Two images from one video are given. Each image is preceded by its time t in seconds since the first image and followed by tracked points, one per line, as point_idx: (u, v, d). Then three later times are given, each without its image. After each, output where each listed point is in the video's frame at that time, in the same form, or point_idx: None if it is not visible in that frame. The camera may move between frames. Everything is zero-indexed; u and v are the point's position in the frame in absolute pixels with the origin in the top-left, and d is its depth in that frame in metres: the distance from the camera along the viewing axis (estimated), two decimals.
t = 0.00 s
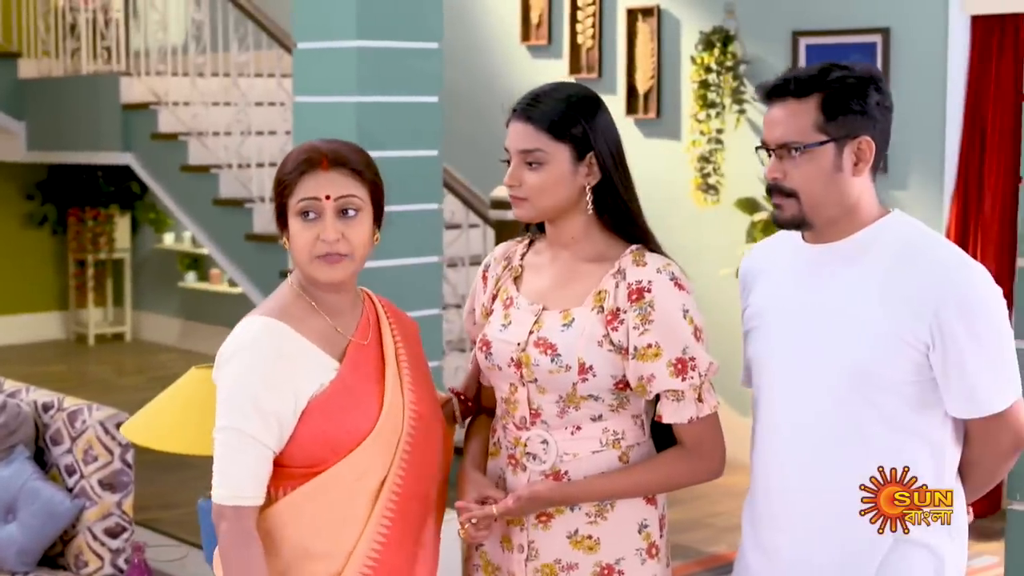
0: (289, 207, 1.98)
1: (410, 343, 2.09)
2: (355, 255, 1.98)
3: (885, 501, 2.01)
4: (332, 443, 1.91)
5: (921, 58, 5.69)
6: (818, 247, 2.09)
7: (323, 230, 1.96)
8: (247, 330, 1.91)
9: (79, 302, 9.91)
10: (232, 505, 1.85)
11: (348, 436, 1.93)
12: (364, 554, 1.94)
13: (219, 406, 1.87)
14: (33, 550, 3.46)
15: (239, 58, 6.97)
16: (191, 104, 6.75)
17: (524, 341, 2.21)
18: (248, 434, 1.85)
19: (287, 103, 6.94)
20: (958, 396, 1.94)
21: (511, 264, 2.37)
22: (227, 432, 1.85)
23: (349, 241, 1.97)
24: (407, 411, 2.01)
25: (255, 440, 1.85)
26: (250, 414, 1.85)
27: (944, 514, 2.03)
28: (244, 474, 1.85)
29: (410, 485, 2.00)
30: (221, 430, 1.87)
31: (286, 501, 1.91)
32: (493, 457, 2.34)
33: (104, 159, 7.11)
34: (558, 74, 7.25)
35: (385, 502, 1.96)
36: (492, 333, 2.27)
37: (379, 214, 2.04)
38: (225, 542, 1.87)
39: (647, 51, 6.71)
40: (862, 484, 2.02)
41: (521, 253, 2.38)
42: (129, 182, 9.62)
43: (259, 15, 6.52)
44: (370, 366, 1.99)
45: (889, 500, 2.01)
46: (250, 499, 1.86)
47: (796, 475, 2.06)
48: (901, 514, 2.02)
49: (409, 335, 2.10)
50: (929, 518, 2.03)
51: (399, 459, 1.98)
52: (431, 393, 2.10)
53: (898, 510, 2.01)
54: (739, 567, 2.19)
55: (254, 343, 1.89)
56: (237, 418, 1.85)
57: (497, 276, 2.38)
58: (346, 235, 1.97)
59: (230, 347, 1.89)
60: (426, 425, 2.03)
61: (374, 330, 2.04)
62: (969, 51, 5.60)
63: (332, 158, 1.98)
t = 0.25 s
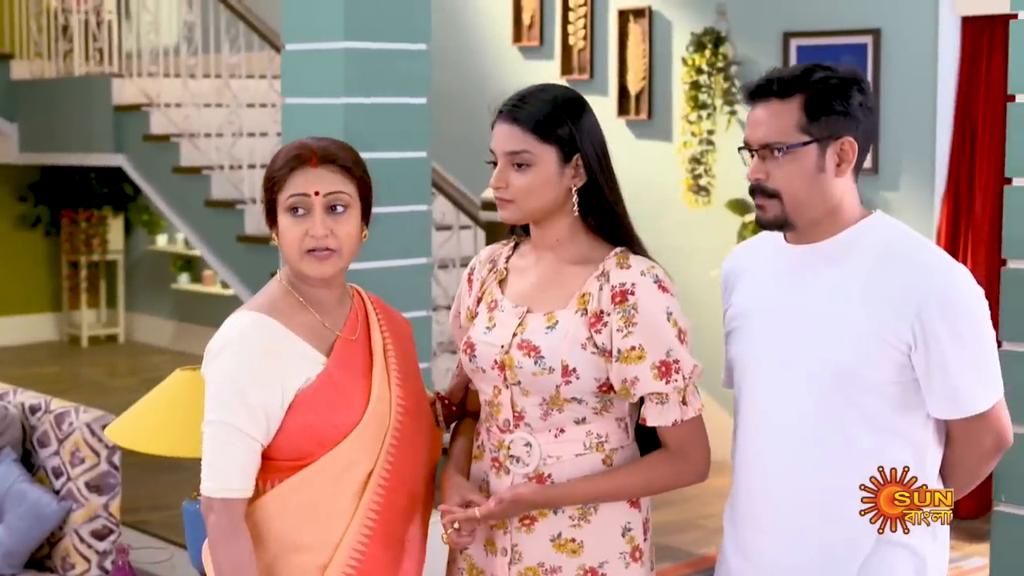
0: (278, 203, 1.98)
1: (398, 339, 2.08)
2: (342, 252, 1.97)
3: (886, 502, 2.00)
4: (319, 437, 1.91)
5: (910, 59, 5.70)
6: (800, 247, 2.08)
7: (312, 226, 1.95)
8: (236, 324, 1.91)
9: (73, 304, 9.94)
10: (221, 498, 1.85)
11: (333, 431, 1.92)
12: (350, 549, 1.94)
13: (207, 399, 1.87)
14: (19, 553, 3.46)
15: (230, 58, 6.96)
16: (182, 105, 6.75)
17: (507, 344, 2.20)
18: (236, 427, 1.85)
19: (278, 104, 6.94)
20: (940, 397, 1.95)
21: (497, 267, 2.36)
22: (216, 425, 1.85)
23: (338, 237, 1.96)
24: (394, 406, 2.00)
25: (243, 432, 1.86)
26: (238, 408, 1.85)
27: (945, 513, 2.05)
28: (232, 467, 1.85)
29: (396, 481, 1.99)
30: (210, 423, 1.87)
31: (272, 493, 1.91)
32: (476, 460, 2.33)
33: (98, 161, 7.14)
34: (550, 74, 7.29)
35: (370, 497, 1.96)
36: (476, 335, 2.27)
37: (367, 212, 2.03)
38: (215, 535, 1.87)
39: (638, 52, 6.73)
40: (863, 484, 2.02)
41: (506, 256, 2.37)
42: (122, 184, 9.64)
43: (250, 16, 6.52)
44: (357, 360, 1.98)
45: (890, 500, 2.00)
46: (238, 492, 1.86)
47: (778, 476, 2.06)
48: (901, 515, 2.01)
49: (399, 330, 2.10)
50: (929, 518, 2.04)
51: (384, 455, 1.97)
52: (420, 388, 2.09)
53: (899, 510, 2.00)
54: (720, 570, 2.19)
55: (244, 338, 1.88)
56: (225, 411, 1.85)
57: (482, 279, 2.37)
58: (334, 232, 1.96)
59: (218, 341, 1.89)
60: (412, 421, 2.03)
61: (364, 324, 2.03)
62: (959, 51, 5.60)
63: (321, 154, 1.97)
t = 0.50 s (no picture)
0: (261, 203, 1.98)
1: (382, 339, 2.08)
2: (323, 252, 1.97)
3: (885, 502, 2.00)
4: (297, 435, 1.92)
5: (902, 59, 5.71)
6: (785, 247, 2.08)
7: (294, 225, 1.95)
8: (217, 322, 1.91)
9: (67, 304, 9.97)
10: (203, 494, 1.87)
11: (310, 428, 1.93)
12: (326, 546, 1.94)
13: (189, 395, 1.88)
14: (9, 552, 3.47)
15: (223, 58, 6.98)
16: (175, 105, 6.79)
17: (492, 343, 2.20)
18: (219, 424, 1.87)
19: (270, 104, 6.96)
20: (923, 398, 1.95)
21: (482, 266, 2.35)
22: (197, 422, 1.87)
23: (319, 236, 1.97)
24: (373, 405, 2.01)
25: (223, 429, 1.87)
26: (219, 406, 1.86)
27: (944, 514, 2.08)
28: (212, 464, 1.87)
29: (374, 480, 2.00)
30: (191, 420, 1.88)
31: (250, 489, 1.92)
32: (460, 460, 2.33)
33: (92, 161, 7.20)
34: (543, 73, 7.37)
35: (347, 496, 1.96)
36: (461, 335, 2.27)
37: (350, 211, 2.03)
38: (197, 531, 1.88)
39: (631, 52, 6.81)
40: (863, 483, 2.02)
41: (492, 256, 2.36)
42: (116, 183, 9.68)
43: (242, 16, 6.53)
44: (338, 359, 1.99)
45: (889, 500, 2.00)
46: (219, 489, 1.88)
47: (762, 475, 2.07)
48: (900, 515, 2.01)
49: (383, 330, 2.10)
50: (929, 518, 2.06)
51: (363, 454, 1.98)
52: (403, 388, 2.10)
53: (899, 511, 1.99)
54: (703, 570, 2.19)
55: (225, 336, 1.89)
56: (206, 408, 1.86)
57: (468, 279, 2.37)
58: (316, 231, 1.97)
59: (200, 338, 1.90)
60: (391, 420, 2.03)
61: (345, 324, 2.03)
62: (951, 51, 5.61)
63: (304, 154, 1.98)
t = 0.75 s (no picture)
0: (235, 204, 1.99)
1: (357, 340, 2.09)
2: (297, 251, 1.99)
3: (885, 502, 2.01)
4: (268, 435, 1.93)
5: (888, 59, 5.72)
6: (764, 248, 2.08)
7: (268, 226, 1.96)
8: (189, 320, 1.93)
9: (57, 306, 9.98)
10: (174, 493, 1.88)
11: (282, 427, 1.93)
12: (298, 545, 1.94)
13: (161, 394, 1.90)
14: None
15: (211, 60, 7.00)
16: (164, 108, 6.87)
17: (472, 344, 2.21)
18: (191, 422, 1.88)
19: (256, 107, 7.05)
20: (903, 398, 1.95)
21: (463, 268, 2.36)
22: (168, 420, 1.88)
23: (293, 236, 1.98)
24: (347, 404, 2.01)
25: (196, 429, 1.88)
26: (190, 405, 1.88)
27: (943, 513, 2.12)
28: (184, 462, 1.88)
29: (347, 480, 2.00)
30: (163, 419, 1.89)
31: (222, 488, 1.93)
32: (442, 462, 2.34)
33: (82, 162, 7.28)
34: (532, 75, 7.40)
35: (321, 495, 1.97)
36: (442, 336, 2.27)
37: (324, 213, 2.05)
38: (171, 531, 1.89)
39: (619, 54, 6.86)
40: (862, 483, 2.02)
41: (473, 258, 2.37)
42: (107, 185, 9.71)
43: (231, 18, 6.55)
44: (312, 360, 1.99)
45: (890, 501, 2.01)
46: (190, 488, 1.89)
47: (742, 476, 2.06)
48: (900, 515, 2.01)
49: (360, 331, 2.11)
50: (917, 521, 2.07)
51: (334, 454, 1.98)
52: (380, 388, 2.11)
53: (898, 511, 2.00)
54: (683, 571, 2.19)
55: (193, 335, 1.90)
56: (176, 406, 1.88)
57: (449, 281, 2.37)
58: (290, 232, 1.98)
59: (172, 337, 1.92)
60: (365, 420, 2.04)
61: (320, 325, 2.04)
62: (937, 52, 5.63)
63: (277, 156, 1.99)
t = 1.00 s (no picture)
0: (220, 201, 2.00)
1: (343, 340, 2.10)
2: (282, 247, 2.00)
3: (885, 502, 2.02)
4: (251, 435, 1.94)
5: (882, 60, 5.74)
6: (752, 248, 2.08)
7: (252, 222, 1.97)
8: (173, 320, 1.94)
9: (55, 306, 10.02)
10: (156, 491, 1.89)
11: (264, 426, 1.95)
12: (280, 544, 1.96)
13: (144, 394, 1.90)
14: None
15: (207, 60, 7.01)
16: (160, 108, 6.90)
17: (461, 345, 2.21)
18: (174, 421, 1.88)
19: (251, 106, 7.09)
20: (891, 399, 1.95)
21: (454, 268, 2.36)
22: (152, 419, 1.89)
23: (278, 233, 1.99)
24: (330, 405, 2.02)
25: (179, 428, 1.89)
26: (173, 404, 1.88)
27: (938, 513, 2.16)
28: (167, 460, 1.89)
29: (329, 480, 2.02)
30: (147, 418, 1.90)
31: (204, 486, 1.94)
32: (432, 462, 2.35)
33: (80, 162, 7.35)
34: (528, 75, 7.42)
35: (303, 495, 1.98)
36: (431, 337, 2.27)
37: (309, 212, 2.06)
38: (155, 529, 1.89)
39: (615, 54, 6.88)
40: (864, 484, 2.03)
41: (463, 257, 2.37)
42: (104, 186, 9.73)
43: (227, 19, 6.57)
44: (296, 360, 2.00)
45: (889, 501, 2.02)
46: (174, 486, 1.89)
47: (730, 476, 2.06)
48: (900, 515, 2.03)
49: (346, 331, 2.12)
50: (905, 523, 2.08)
51: (317, 453, 2.00)
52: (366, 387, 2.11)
53: (898, 511, 2.01)
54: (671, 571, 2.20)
55: (176, 336, 1.91)
56: (159, 405, 1.89)
57: (440, 281, 2.37)
58: (274, 228, 1.99)
59: (157, 336, 1.93)
60: (348, 419, 2.05)
61: (305, 325, 2.05)
62: (931, 52, 5.64)
63: (263, 153, 2.00)
